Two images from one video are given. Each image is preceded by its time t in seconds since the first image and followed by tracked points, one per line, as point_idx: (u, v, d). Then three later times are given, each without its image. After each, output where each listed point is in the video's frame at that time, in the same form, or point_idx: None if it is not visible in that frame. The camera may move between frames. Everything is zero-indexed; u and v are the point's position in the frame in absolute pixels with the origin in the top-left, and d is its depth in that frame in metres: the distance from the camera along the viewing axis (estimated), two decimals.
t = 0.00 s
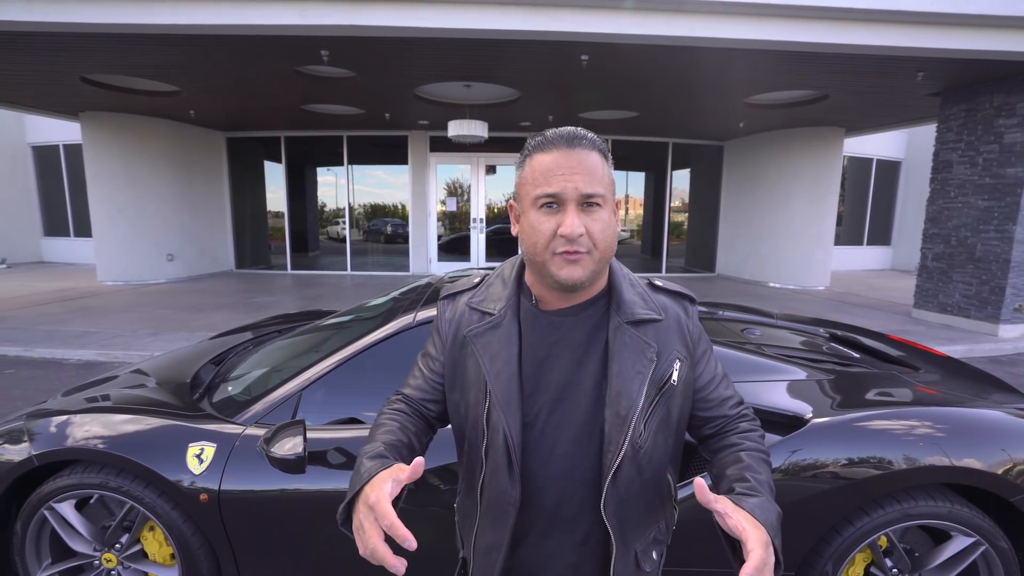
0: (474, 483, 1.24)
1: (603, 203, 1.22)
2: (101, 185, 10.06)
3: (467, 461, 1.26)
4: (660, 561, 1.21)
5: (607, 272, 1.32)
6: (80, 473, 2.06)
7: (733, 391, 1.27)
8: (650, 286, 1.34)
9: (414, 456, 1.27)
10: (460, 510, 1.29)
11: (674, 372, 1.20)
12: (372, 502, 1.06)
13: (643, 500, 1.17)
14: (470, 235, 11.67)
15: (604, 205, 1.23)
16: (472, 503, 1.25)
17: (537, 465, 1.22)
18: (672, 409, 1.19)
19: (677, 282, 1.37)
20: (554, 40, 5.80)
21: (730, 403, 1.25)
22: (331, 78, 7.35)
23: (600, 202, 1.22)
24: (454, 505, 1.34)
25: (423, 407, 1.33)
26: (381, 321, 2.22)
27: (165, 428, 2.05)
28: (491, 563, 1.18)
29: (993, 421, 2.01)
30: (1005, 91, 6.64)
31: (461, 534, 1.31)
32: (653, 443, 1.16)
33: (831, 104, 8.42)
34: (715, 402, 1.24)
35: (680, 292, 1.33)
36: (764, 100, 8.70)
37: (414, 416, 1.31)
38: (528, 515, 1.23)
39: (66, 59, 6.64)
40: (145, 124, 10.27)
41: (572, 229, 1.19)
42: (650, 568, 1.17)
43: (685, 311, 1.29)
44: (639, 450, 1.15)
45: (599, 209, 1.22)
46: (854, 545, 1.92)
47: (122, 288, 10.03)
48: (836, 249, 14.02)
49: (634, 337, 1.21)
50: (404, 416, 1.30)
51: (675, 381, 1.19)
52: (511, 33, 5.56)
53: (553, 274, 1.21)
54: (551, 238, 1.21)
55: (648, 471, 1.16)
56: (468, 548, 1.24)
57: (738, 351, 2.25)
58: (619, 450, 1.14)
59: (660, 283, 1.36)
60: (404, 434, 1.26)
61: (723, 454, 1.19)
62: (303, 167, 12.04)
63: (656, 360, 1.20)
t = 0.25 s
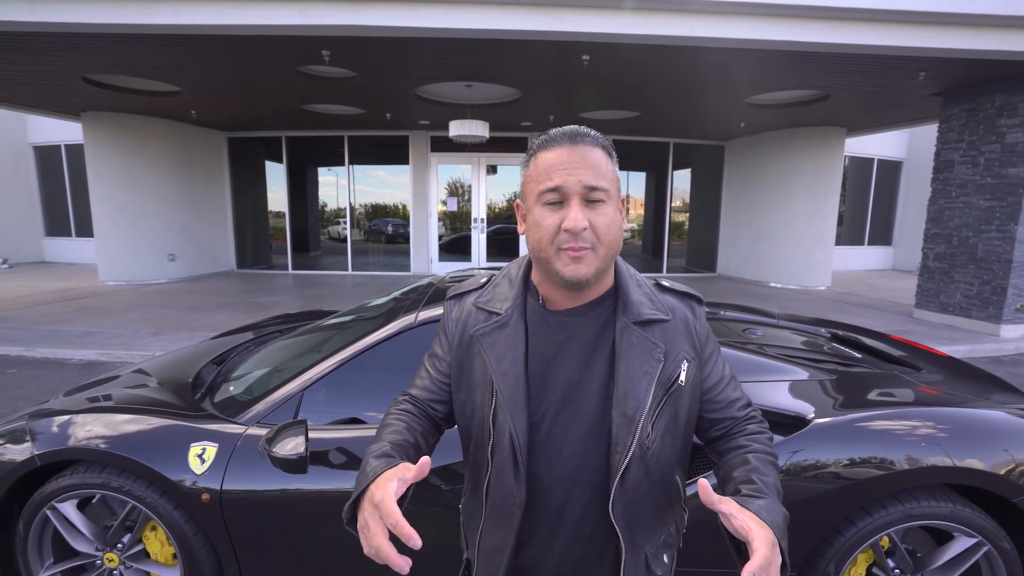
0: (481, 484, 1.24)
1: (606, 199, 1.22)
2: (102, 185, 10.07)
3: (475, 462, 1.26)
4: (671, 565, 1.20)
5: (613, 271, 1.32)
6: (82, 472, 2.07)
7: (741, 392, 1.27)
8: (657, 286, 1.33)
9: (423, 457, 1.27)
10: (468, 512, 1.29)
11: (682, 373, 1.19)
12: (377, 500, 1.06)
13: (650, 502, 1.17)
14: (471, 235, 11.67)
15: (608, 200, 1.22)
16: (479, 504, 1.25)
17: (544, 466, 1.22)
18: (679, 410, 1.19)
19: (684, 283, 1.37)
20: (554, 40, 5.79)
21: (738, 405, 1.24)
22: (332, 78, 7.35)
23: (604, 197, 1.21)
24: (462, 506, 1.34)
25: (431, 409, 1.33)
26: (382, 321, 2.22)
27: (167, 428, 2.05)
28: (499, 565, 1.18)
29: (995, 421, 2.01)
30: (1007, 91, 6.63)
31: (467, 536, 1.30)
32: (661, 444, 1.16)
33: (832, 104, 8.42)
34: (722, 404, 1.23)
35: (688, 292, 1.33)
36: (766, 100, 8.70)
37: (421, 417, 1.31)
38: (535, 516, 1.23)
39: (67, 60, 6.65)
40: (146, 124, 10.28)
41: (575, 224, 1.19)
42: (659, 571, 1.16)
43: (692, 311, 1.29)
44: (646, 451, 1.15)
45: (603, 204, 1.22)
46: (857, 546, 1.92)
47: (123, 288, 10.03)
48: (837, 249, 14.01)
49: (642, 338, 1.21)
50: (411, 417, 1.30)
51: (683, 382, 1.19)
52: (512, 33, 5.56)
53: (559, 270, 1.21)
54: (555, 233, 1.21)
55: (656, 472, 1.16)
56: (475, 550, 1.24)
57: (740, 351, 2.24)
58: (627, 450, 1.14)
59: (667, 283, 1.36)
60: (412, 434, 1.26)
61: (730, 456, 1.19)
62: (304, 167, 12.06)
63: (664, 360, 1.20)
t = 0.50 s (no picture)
0: (483, 486, 1.24)
1: (607, 197, 1.21)
2: (104, 185, 10.09)
3: (477, 463, 1.26)
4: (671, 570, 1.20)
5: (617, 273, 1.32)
6: (84, 472, 2.07)
7: (745, 398, 1.26)
8: (661, 289, 1.33)
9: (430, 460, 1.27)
10: (470, 513, 1.29)
11: (685, 376, 1.19)
12: (389, 499, 1.06)
13: (651, 506, 1.16)
14: (472, 235, 11.67)
15: (609, 199, 1.22)
16: (481, 506, 1.25)
17: (547, 468, 1.22)
18: (682, 413, 1.18)
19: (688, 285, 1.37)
20: (555, 41, 5.80)
21: (741, 412, 1.23)
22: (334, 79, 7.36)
23: (605, 195, 1.21)
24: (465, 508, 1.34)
25: (436, 412, 1.33)
26: (384, 321, 2.22)
27: (169, 429, 2.06)
28: (500, 567, 1.18)
29: (997, 421, 2.00)
30: (1008, 90, 6.62)
31: (470, 538, 1.31)
32: (663, 446, 1.16)
33: (833, 104, 8.42)
34: (726, 410, 1.23)
35: (692, 294, 1.33)
36: (767, 100, 8.69)
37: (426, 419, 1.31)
38: (537, 518, 1.23)
39: (70, 60, 6.67)
40: (147, 125, 10.29)
41: (574, 223, 1.19)
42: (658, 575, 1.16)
43: (696, 314, 1.29)
44: (648, 454, 1.14)
45: (604, 203, 1.21)
46: (858, 546, 1.91)
47: (124, 288, 10.05)
48: (839, 249, 13.99)
49: (645, 340, 1.21)
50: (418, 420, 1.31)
51: (687, 385, 1.19)
52: (513, 33, 5.56)
53: (559, 270, 1.21)
54: (554, 232, 1.21)
55: (658, 476, 1.16)
56: (478, 550, 1.24)
57: (742, 351, 2.24)
58: (628, 453, 1.14)
59: (672, 285, 1.35)
60: (419, 437, 1.26)
61: (727, 463, 1.19)
62: (305, 167, 12.07)
63: (667, 362, 1.20)
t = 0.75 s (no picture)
0: (481, 487, 1.24)
1: (611, 195, 1.22)
2: (105, 185, 10.10)
3: (476, 464, 1.26)
4: None
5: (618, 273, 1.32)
6: (85, 472, 2.07)
7: (745, 404, 1.25)
8: (663, 290, 1.33)
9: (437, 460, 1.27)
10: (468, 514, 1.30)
11: (684, 378, 1.19)
12: (410, 502, 1.05)
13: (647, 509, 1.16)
14: (472, 235, 11.67)
15: (613, 196, 1.22)
16: (479, 507, 1.26)
17: (544, 470, 1.22)
18: (681, 416, 1.18)
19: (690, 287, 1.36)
20: (556, 40, 5.79)
21: (738, 420, 1.22)
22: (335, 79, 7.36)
23: (609, 193, 1.21)
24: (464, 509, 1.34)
25: (439, 412, 1.33)
26: (385, 321, 2.23)
27: (169, 428, 2.06)
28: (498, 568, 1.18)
29: (998, 421, 2.00)
30: (1009, 90, 6.61)
31: (468, 540, 1.31)
32: (660, 449, 1.15)
33: (834, 104, 8.42)
34: (724, 417, 1.21)
35: (694, 296, 1.32)
36: (768, 100, 8.69)
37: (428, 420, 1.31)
38: (535, 520, 1.23)
39: (71, 61, 6.67)
40: (148, 124, 10.29)
41: (582, 220, 1.18)
42: None
43: (698, 316, 1.28)
44: (644, 456, 1.14)
45: (608, 201, 1.22)
46: (859, 546, 1.91)
47: (125, 288, 10.06)
48: (839, 249, 13.98)
49: (643, 342, 1.21)
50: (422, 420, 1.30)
51: (686, 388, 1.19)
52: (513, 33, 5.56)
53: (566, 269, 1.21)
54: (561, 231, 1.21)
55: (655, 479, 1.15)
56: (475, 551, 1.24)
57: (742, 351, 2.24)
58: (624, 455, 1.14)
59: (674, 287, 1.35)
60: (425, 437, 1.26)
61: (710, 470, 1.17)
62: (306, 168, 12.07)
63: (665, 364, 1.20)
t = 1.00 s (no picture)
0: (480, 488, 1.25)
1: (613, 197, 1.22)
2: (106, 185, 10.11)
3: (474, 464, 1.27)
4: None
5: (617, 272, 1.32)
6: (85, 471, 2.07)
7: (740, 405, 1.23)
8: (659, 289, 1.33)
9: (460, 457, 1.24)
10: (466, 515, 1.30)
11: (677, 377, 1.19)
12: (489, 479, 0.99)
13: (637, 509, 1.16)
14: (472, 235, 11.67)
15: (614, 198, 1.22)
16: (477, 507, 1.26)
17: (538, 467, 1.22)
18: (674, 415, 1.18)
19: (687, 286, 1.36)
20: (556, 40, 5.79)
21: (730, 421, 1.20)
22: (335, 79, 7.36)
23: (610, 195, 1.21)
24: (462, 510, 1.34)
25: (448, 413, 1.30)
26: (384, 321, 2.23)
27: (169, 428, 2.06)
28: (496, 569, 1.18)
29: (998, 421, 2.00)
30: (1010, 90, 6.60)
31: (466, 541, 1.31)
32: (652, 449, 1.15)
33: (834, 104, 8.41)
34: (715, 417, 1.20)
35: (691, 295, 1.32)
36: (768, 100, 8.69)
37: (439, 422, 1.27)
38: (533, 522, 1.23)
39: (72, 61, 6.68)
40: (148, 124, 10.30)
41: (583, 222, 1.18)
42: None
43: (693, 315, 1.28)
44: (634, 454, 1.13)
45: (610, 203, 1.21)
46: (859, 546, 1.91)
47: (126, 288, 10.06)
48: (840, 249, 13.97)
49: (637, 339, 1.21)
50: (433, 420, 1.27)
51: (679, 387, 1.18)
52: (513, 33, 5.56)
53: (563, 268, 1.21)
54: (561, 231, 1.20)
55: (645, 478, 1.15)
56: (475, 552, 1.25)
57: (742, 350, 2.24)
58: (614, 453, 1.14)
59: (670, 286, 1.35)
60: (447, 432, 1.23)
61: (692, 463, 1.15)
62: (306, 168, 12.08)
63: (658, 363, 1.20)
